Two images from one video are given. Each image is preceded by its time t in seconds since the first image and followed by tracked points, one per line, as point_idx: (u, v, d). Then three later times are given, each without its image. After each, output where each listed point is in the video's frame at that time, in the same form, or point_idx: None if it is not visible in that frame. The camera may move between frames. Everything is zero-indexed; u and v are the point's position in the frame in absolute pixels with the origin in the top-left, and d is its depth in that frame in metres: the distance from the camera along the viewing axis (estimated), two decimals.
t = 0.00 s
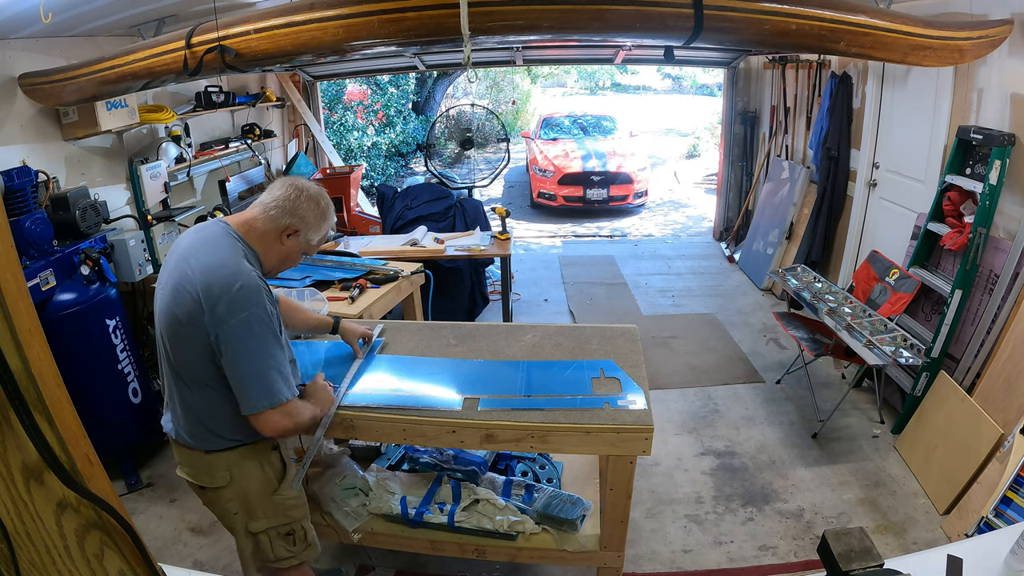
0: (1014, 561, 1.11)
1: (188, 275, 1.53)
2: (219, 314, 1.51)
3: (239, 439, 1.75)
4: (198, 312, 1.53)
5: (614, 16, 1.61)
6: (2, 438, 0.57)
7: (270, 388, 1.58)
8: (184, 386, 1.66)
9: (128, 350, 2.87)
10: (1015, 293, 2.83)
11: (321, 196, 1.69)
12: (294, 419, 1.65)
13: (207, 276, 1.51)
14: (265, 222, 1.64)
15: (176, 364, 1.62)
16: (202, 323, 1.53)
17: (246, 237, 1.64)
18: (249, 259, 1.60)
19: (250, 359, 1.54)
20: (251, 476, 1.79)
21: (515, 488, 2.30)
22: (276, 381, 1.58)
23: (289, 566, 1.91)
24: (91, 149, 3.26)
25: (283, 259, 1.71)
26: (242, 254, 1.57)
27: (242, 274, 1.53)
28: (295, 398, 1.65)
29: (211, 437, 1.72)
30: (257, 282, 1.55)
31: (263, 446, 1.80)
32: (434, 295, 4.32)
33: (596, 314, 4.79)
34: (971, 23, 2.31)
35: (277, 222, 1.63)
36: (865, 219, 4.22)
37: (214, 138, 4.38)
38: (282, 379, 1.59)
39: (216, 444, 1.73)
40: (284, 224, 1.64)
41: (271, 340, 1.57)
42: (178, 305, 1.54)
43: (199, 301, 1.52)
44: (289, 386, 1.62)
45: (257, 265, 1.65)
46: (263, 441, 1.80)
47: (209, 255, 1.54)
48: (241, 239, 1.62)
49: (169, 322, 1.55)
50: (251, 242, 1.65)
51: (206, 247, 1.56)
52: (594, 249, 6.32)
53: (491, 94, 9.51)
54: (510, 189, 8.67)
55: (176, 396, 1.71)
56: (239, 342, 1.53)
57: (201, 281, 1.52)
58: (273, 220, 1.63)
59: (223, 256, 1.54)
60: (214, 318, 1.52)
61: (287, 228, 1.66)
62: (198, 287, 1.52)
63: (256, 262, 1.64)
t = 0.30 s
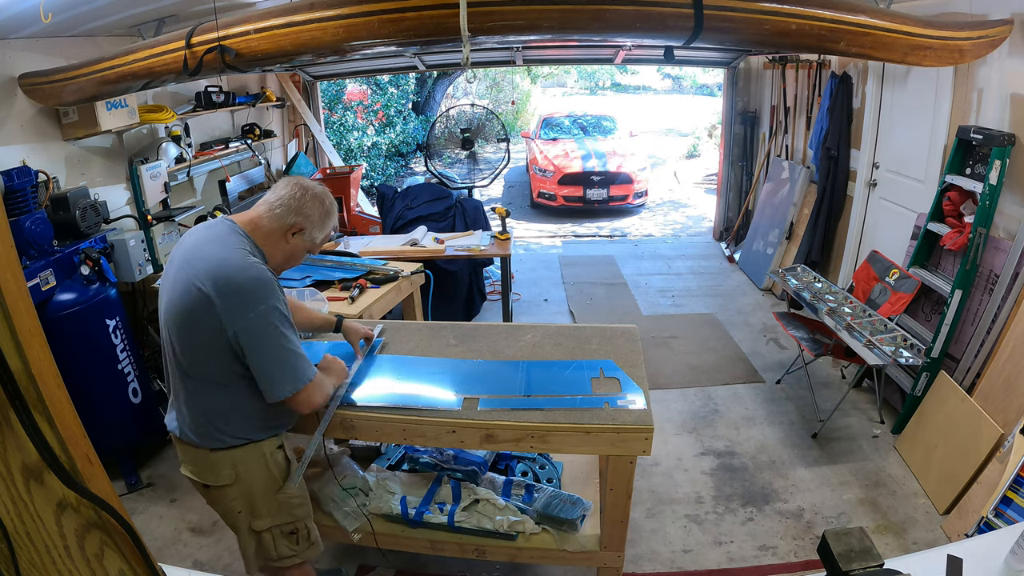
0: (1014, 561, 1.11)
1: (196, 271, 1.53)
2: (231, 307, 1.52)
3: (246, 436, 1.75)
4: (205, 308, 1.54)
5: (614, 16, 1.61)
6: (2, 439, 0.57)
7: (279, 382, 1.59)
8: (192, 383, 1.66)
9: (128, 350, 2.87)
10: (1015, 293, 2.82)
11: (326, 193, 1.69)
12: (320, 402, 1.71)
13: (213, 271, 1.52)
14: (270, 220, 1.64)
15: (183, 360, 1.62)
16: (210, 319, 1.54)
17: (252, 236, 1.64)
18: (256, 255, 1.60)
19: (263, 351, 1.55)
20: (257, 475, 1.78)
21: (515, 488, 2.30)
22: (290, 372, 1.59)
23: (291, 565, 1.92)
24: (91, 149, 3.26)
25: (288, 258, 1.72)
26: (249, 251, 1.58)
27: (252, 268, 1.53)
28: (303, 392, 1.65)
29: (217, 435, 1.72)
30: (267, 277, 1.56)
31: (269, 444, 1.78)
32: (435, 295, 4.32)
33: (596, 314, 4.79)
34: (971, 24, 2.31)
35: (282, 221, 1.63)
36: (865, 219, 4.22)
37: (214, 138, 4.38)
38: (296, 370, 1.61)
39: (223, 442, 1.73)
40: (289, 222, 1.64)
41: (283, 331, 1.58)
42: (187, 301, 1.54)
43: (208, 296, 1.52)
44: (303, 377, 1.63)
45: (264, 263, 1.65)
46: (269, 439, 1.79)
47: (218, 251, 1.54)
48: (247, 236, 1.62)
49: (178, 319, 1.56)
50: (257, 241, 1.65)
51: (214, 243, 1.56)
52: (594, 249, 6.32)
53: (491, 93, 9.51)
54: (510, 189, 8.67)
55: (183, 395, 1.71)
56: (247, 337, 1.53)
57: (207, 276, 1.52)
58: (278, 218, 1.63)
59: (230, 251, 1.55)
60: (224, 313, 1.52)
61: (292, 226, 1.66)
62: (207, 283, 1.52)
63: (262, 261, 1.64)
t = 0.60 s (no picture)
0: (1014, 561, 1.11)
1: (187, 275, 1.53)
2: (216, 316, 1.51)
3: (232, 440, 1.75)
4: (193, 314, 1.53)
5: (614, 16, 1.61)
6: (2, 439, 0.57)
7: (266, 391, 1.58)
8: (181, 384, 1.67)
9: (128, 350, 2.87)
10: (1015, 293, 2.82)
11: (323, 200, 1.67)
12: (314, 416, 1.79)
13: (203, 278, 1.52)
14: (264, 225, 1.63)
15: (173, 362, 1.63)
16: (197, 325, 1.53)
17: (247, 240, 1.64)
18: (248, 262, 1.59)
19: (244, 362, 1.54)
20: (251, 475, 1.79)
21: (515, 488, 2.30)
22: (271, 385, 1.58)
23: (288, 565, 1.92)
24: (91, 149, 3.26)
25: (284, 263, 1.71)
26: (241, 256, 1.57)
27: (241, 276, 1.53)
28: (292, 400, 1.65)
29: (207, 436, 1.73)
30: (255, 286, 1.55)
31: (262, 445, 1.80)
32: (435, 295, 4.32)
33: (596, 315, 4.79)
34: (971, 24, 2.31)
35: (276, 226, 1.62)
36: (865, 219, 4.22)
37: (214, 139, 4.38)
38: (276, 383, 1.60)
39: (212, 443, 1.73)
40: (283, 228, 1.63)
41: (267, 342, 1.57)
42: (177, 305, 1.54)
43: (196, 302, 1.52)
44: (284, 390, 1.62)
45: (257, 267, 1.65)
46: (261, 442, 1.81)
47: (210, 257, 1.54)
48: (241, 241, 1.62)
49: (168, 321, 1.56)
50: (251, 244, 1.65)
51: (204, 248, 1.56)
52: (594, 249, 6.32)
53: (491, 94, 9.51)
54: (510, 189, 8.68)
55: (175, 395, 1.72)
56: (233, 345, 1.53)
57: (197, 282, 1.52)
58: (272, 224, 1.63)
59: (220, 257, 1.54)
60: (209, 321, 1.52)
61: (286, 232, 1.65)
62: (196, 289, 1.52)
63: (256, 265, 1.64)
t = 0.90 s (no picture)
0: (1014, 561, 1.11)
1: (200, 274, 1.53)
2: (242, 305, 1.53)
3: (251, 435, 1.75)
4: (214, 309, 1.54)
5: (614, 16, 1.61)
6: (3, 439, 0.57)
7: (301, 372, 1.62)
8: (202, 384, 1.66)
9: (128, 350, 2.87)
10: (1015, 293, 2.82)
11: (327, 195, 1.68)
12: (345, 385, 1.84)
13: (222, 270, 1.53)
14: (271, 222, 1.64)
15: (191, 362, 1.62)
16: (222, 318, 1.55)
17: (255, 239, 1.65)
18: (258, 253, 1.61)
19: (278, 343, 1.57)
20: (257, 475, 1.78)
21: (515, 488, 2.30)
22: (307, 359, 1.63)
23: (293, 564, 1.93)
24: (91, 149, 3.26)
25: (290, 259, 1.73)
26: (253, 251, 1.59)
27: (257, 265, 1.55)
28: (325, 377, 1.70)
29: (221, 436, 1.72)
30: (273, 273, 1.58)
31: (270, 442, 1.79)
32: (435, 295, 4.32)
33: (596, 315, 4.79)
34: (971, 24, 2.31)
35: (284, 224, 1.63)
36: (865, 218, 4.22)
37: (214, 138, 4.38)
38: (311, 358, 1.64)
39: (228, 441, 1.73)
40: (290, 225, 1.64)
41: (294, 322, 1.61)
42: (194, 302, 1.54)
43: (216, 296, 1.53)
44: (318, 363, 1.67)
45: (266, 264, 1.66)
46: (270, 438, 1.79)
47: (221, 252, 1.55)
48: (248, 238, 1.62)
49: (184, 321, 1.55)
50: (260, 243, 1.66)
51: (217, 244, 1.57)
52: (594, 249, 6.32)
53: (491, 94, 9.51)
54: (510, 189, 8.67)
55: (187, 397, 1.70)
56: (264, 332, 1.56)
57: (216, 276, 1.53)
58: (279, 220, 1.63)
59: (237, 250, 1.56)
60: (235, 311, 1.54)
61: (293, 229, 1.66)
62: (214, 284, 1.53)
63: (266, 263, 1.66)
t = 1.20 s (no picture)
0: (1014, 561, 1.11)
1: (108, 285, 1.54)
2: (141, 317, 1.53)
3: (183, 446, 1.75)
4: (120, 319, 1.56)
5: (614, 16, 1.61)
6: (3, 439, 0.57)
7: (198, 384, 1.59)
8: (133, 396, 1.68)
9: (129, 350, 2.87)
10: (1015, 293, 2.82)
11: (199, 167, 1.68)
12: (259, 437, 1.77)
13: (124, 282, 1.54)
14: (153, 212, 1.64)
15: (117, 373, 1.65)
16: (128, 329, 1.56)
17: (147, 238, 1.65)
18: (161, 259, 1.61)
19: (172, 355, 1.55)
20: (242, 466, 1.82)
21: (515, 488, 2.30)
22: (206, 374, 1.60)
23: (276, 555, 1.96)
24: (91, 149, 3.26)
25: (187, 242, 1.72)
26: (150, 255, 1.60)
27: (158, 272, 1.55)
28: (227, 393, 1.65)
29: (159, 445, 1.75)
30: (172, 280, 1.56)
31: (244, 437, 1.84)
32: (435, 295, 4.32)
33: (596, 315, 4.79)
34: (971, 24, 2.31)
35: (165, 207, 1.63)
36: (865, 218, 4.22)
37: (214, 139, 4.38)
38: (210, 370, 1.61)
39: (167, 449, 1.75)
40: (173, 208, 1.64)
41: (197, 334, 1.58)
42: (107, 315, 1.56)
43: (121, 309, 1.54)
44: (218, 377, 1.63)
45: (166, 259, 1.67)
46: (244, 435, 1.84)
47: (125, 261, 1.55)
48: (143, 242, 1.63)
49: (103, 332, 1.59)
50: (155, 241, 1.66)
51: (119, 255, 1.57)
52: (594, 249, 6.32)
53: (491, 94, 9.51)
54: (510, 189, 8.68)
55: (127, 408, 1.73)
56: (160, 343, 1.54)
57: (117, 287, 1.54)
58: (160, 208, 1.63)
59: (135, 260, 1.56)
60: (136, 323, 1.54)
61: (177, 210, 1.65)
62: (116, 294, 1.54)
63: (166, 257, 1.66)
